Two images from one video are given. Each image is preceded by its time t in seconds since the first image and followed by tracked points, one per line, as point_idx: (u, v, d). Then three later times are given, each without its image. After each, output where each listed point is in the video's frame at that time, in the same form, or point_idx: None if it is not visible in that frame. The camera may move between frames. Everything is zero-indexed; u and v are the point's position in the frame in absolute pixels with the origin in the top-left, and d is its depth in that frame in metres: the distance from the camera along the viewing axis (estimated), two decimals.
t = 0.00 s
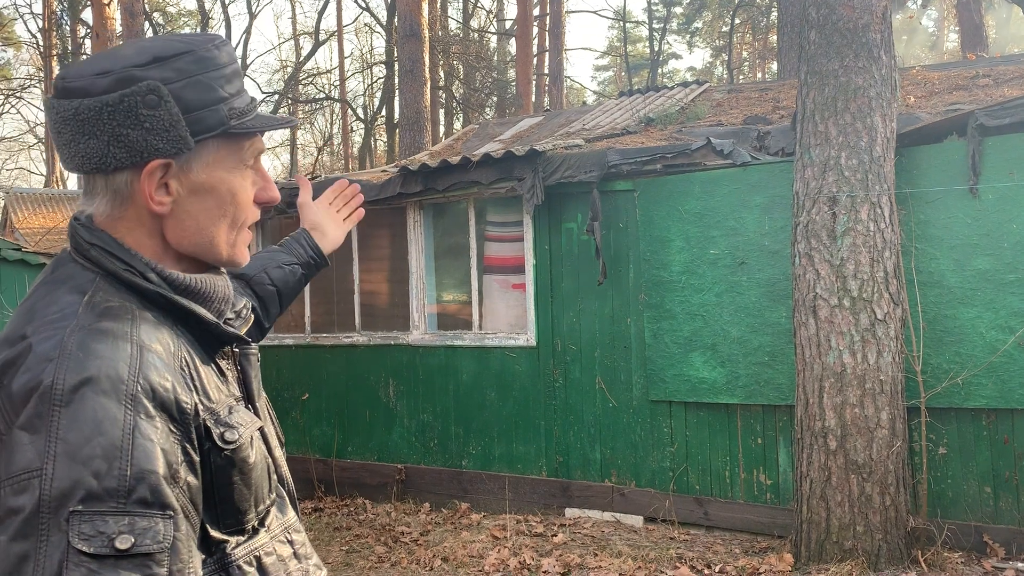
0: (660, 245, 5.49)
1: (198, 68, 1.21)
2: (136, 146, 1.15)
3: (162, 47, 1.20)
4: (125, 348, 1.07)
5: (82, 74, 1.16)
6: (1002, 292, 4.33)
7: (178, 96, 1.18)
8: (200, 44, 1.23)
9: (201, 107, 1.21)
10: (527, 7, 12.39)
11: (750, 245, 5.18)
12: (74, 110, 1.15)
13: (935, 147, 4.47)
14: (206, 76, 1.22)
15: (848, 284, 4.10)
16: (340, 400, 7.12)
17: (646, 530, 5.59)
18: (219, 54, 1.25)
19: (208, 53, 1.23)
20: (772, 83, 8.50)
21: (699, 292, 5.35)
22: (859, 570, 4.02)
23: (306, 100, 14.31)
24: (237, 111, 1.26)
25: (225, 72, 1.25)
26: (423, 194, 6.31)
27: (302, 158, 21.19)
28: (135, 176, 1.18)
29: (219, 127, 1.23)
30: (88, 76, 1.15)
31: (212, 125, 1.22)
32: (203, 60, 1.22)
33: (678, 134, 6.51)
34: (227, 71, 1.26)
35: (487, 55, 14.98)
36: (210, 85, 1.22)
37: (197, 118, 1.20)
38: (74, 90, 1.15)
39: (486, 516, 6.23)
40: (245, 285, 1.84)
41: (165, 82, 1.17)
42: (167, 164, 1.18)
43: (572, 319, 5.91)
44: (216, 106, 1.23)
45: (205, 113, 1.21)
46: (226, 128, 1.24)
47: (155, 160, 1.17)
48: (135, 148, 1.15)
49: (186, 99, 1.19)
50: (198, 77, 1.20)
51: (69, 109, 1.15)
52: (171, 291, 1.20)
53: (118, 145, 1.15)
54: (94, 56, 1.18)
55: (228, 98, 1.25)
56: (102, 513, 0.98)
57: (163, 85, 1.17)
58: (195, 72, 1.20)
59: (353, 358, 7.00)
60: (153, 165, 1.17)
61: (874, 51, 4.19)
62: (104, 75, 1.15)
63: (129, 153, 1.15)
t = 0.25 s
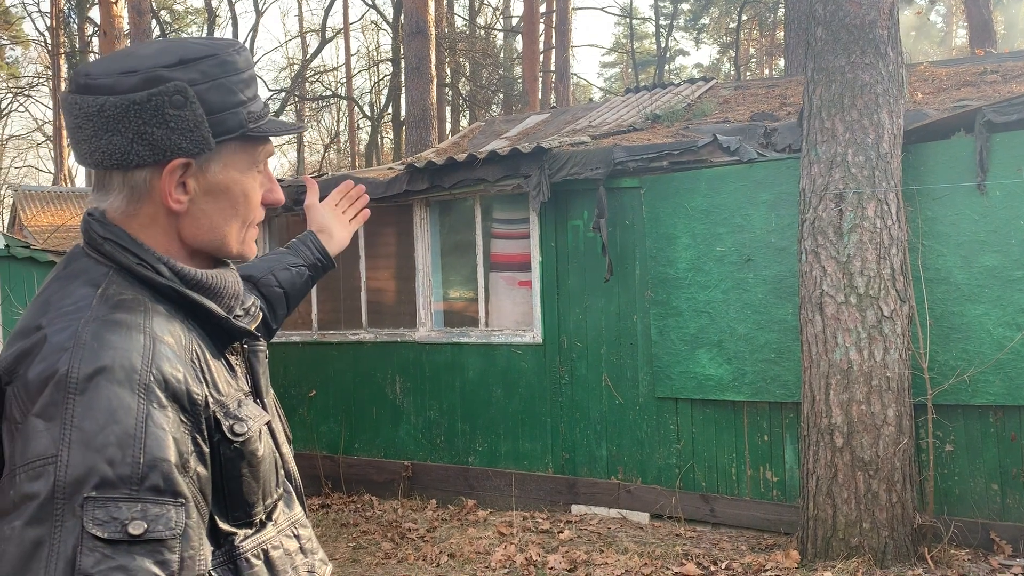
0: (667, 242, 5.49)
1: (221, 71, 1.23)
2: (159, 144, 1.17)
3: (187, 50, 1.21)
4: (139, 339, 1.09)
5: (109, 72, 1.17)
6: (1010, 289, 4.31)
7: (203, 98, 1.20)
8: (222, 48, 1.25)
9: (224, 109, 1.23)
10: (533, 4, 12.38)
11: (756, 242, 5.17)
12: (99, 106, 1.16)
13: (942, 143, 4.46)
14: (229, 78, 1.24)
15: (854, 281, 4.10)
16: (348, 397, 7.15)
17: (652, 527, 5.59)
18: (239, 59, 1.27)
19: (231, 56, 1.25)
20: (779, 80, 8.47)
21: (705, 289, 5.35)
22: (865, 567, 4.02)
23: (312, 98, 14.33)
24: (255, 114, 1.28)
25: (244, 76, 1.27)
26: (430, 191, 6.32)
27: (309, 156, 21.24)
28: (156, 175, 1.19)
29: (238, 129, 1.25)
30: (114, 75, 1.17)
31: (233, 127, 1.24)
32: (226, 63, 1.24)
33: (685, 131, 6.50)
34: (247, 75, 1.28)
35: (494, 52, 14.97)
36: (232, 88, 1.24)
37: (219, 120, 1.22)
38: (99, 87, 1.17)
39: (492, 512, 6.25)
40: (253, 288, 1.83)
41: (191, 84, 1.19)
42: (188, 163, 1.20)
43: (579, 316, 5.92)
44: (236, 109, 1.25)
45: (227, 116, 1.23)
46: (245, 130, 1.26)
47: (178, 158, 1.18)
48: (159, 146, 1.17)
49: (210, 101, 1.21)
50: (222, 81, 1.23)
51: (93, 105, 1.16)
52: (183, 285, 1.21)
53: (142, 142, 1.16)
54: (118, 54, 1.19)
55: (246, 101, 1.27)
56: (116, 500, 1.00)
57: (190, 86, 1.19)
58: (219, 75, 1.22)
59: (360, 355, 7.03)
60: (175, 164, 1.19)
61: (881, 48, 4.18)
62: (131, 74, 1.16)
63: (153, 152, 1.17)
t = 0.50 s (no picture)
0: (669, 239, 5.49)
1: (227, 71, 1.24)
2: (187, 153, 1.19)
3: (194, 54, 1.21)
4: (146, 329, 1.10)
5: (123, 86, 1.14)
6: (1012, 286, 4.31)
7: (219, 103, 1.22)
8: (220, 47, 1.26)
9: (235, 110, 1.25)
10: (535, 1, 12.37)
11: (758, 239, 5.17)
12: (120, 123, 1.14)
13: (944, 139, 4.45)
14: (233, 78, 1.25)
15: (856, 277, 4.10)
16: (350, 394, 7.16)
17: (654, 524, 5.60)
18: (234, 53, 1.29)
19: (228, 55, 1.26)
20: (780, 76, 8.46)
21: (707, 285, 5.35)
22: (867, 563, 4.02)
23: (315, 95, 14.32)
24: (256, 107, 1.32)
25: (241, 70, 1.29)
26: (431, 188, 6.33)
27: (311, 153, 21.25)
28: (177, 180, 1.22)
29: (246, 125, 1.28)
30: (130, 89, 1.14)
31: (244, 125, 1.28)
32: (227, 61, 1.25)
33: (687, 128, 6.50)
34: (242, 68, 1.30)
35: (495, 48, 14.95)
36: (237, 86, 1.26)
37: (234, 121, 1.25)
38: (116, 103, 1.14)
39: (495, 509, 6.27)
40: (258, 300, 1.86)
41: (206, 89, 1.20)
42: (208, 166, 1.24)
43: (581, 312, 5.92)
44: (243, 106, 1.28)
45: (239, 115, 1.26)
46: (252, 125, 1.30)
47: (203, 165, 1.22)
48: (188, 155, 1.19)
49: (225, 105, 1.23)
50: (231, 81, 1.25)
51: (114, 122, 1.14)
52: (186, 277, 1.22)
53: (170, 154, 1.18)
54: (126, 65, 1.17)
55: (248, 96, 1.30)
56: (129, 487, 1.01)
57: (206, 93, 1.20)
58: (226, 76, 1.24)
59: (363, 351, 7.04)
60: (198, 169, 1.22)
61: (883, 44, 4.17)
62: (150, 87, 1.15)
63: (181, 161, 1.19)
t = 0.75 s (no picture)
0: (666, 237, 5.49)
1: (221, 69, 1.26)
2: (177, 144, 1.19)
3: (190, 50, 1.23)
4: (135, 325, 1.10)
5: (118, 75, 1.16)
6: (1008, 283, 4.32)
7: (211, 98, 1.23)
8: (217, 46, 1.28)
9: (227, 106, 1.26)
10: None
11: (755, 237, 5.17)
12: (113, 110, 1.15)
13: (940, 137, 4.46)
14: (227, 76, 1.27)
15: (852, 275, 4.10)
16: (348, 392, 7.16)
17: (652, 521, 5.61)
18: (231, 55, 1.31)
19: (224, 54, 1.28)
20: (778, 74, 8.46)
21: (705, 283, 5.36)
22: (863, 560, 4.03)
23: (312, 93, 14.30)
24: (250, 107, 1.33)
25: (237, 71, 1.31)
26: (429, 186, 6.32)
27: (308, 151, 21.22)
28: (166, 173, 1.22)
29: (239, 123, 1.29)
30: (124, 77, 1.16)
31: (236, 122, 1.28)
32: (222, 60, 1.27)
33: (684, 126, 6.50)
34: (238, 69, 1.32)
35: (493, 46, 14.94)
36: (230, 85, 1.28)
37: (226, 117, 1.26)
38: (109, 90, 1.16)
39: (492, 506, 6.27)
40: (279, 291, 1.86)
41: (200, 83, 1.21)
42: (198, 161, 1.24)
43: (578, 310, 5.93)
44: (236, 105, 1.29)
45: (231, 111, 1.27)
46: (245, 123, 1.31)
47: (191, 157, 1.21)
48: (178, 146, 1.19)
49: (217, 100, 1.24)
50: (224, 79, 1.26)
51: (106, 109, 1.15)
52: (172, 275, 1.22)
53: (159, 143, 1.18)
54: (122, 57, 1.19)
55: (242, 96, 1.31)
56: (123, 479, 1.01)
57: (199, 86, 1.21)
58: (220, 74, 1.26)
59: (360, 350, 7.04)
60: (187, 162, 1.22)
61: (879, 42, 4.17)
62: (144, 77, 1.17)
63: (171, 151, 1.19)
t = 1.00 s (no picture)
0: (661, 235, 5.50)
1: (160, 56, 1.22)
2: (112, 141, 1.16)
3: (124, 41, 1.20)
4: (104, 326, 1.09)
5: (50, 80, 1.17)
6: (1002, 282, 4.33)
7: (145, 88, 1.19)
8: (159, 32, 1.23)
9: (170, 95, 1.22)
10: None
11: (750, 235, 5.17)
12: (49, 116, 1.17)
13: (935, 136, 4.46)
14: (167, 62, 1.22)
15: (847, 273, 4.10)
16: (343, 390, 7.15)
17: (646, 520, 5.61)
18: (179, 40, 1.26)
19: (167, 39, 1.24)
20: (775, 72, 8.47)
21: (700, 281, 5.36)
22: (858, 557, 4.04)
23: (309, 91, 14.27)
24: (205, 92, 1.27)
25: (187, 56, 1.26)
26: (424, 185, 6.31)
27: (306, 149, 21.19)
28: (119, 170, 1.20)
29: (188, 111, 1.24)
30: (55, 81, 1.17)
31: (183, 111, 1.23)
32: (163, 47, 1.23)
33: (680, 124, 6.50)
34: (188, 53, 1.27)
35: (490, 44, 14.92)
36: (175, 71, 1.23)
37: (167, 107, 1.21)
38: (46, 96, 1.17)
39: (487, 505, 6.27)
40: (269, 268, 1.84)
41: (130, 75, 1.18)
42: (148, 154, 1.20)
43: (573, 308, 5.93)
44: (184, 92, 1.24)
45: (175, 100, 1.22)
46: (198, 110, 1.25)
47: (133, 151, 1.18)
48: (112, 143, 1.17)
49: (153, 90, 1.20)
50: (162, 66, 1.21)
51: (43, 115, 1.17)
52: (155, 276, 1.21)
53: (96, 142, 1.16)
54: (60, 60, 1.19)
55: (194, 82, 1.26)
56: (72, 483, 0.99)
57: (129, 79, 1.18)
58: (158, 62, 1.21)
59: (355, 348, 7.03)
60: (133, 157, 1.18)
61: (874, 40, 4.17)
62: (70, 78, 1.16)
63: (108, 149, 1.17)
